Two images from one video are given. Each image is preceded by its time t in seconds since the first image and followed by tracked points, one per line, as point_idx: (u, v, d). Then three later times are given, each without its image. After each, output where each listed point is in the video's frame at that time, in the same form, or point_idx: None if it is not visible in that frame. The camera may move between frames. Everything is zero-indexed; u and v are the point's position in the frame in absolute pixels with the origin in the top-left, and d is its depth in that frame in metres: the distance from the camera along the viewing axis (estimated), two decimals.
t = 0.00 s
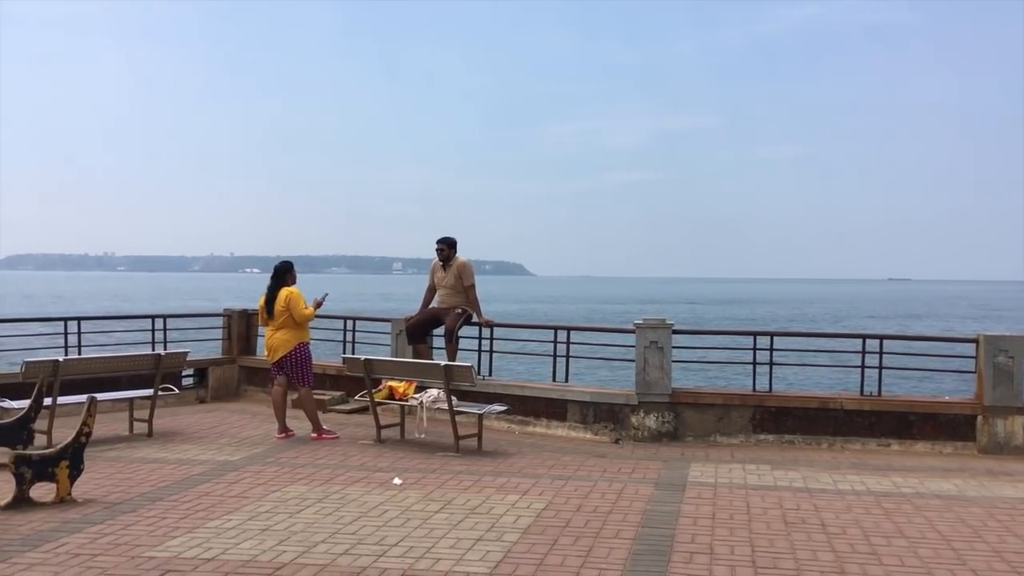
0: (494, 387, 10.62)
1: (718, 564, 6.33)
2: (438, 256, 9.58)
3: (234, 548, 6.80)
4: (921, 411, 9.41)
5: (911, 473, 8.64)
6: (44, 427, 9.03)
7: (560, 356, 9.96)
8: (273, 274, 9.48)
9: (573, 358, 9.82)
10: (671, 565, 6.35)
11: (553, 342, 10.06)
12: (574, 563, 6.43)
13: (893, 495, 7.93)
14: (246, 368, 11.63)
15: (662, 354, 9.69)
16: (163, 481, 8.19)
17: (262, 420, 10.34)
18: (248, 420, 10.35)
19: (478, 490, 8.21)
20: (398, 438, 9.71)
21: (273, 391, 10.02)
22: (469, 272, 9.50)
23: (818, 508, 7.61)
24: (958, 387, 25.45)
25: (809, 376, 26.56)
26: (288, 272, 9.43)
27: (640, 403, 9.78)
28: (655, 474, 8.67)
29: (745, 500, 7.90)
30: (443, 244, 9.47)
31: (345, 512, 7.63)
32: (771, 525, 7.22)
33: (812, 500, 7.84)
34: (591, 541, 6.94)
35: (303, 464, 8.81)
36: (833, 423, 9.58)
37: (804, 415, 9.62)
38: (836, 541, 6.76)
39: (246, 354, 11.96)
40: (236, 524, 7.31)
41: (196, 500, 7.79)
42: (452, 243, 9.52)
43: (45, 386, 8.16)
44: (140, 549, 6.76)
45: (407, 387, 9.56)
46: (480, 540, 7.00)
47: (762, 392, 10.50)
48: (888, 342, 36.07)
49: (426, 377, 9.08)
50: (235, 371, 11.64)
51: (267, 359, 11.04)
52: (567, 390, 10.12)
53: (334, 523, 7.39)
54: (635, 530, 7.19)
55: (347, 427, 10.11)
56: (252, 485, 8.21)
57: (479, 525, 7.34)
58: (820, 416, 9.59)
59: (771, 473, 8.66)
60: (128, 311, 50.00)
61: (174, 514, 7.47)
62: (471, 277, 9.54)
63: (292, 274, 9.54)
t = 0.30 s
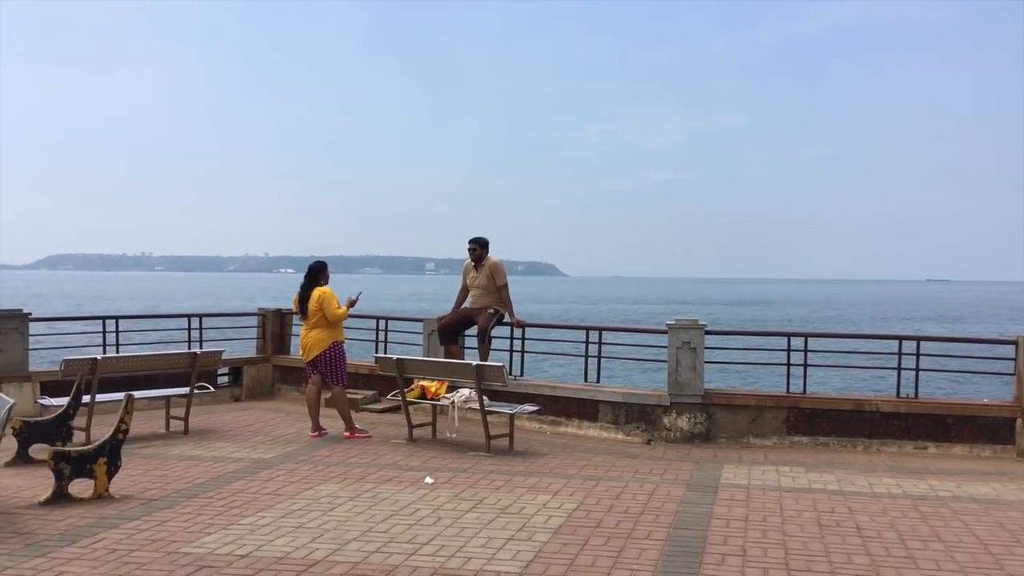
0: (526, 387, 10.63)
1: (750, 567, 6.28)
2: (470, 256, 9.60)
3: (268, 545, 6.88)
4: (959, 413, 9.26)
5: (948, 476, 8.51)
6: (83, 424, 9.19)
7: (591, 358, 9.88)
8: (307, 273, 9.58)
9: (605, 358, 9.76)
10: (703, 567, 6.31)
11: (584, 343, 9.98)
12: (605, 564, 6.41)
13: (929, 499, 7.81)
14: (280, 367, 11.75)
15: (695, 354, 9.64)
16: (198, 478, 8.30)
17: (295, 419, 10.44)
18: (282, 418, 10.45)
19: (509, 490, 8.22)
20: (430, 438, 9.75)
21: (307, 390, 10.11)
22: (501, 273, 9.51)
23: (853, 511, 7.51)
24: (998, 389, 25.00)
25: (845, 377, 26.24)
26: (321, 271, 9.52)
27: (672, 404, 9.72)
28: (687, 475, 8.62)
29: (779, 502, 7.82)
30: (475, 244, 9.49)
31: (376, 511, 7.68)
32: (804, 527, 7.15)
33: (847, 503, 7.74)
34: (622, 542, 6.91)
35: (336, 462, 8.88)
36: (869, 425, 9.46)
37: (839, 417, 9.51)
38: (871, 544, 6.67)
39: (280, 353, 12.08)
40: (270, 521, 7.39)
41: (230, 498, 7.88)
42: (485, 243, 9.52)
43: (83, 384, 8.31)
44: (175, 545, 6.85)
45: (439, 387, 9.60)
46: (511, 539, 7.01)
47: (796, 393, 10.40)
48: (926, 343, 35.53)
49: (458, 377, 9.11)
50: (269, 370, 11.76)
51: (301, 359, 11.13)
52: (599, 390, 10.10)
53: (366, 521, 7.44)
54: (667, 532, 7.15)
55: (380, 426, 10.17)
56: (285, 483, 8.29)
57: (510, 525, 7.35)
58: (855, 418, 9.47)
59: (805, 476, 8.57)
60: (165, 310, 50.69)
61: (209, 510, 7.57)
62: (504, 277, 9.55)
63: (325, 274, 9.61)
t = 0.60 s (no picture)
0: (563, 389, 10.61)
1: (791, 571, 6.22)
2: (507, 259, 9.62)
3: (309, 546, 6.94)
4: (1004, 417, 9.08)
5: (994, 481, 8.35)
6: (127, 425, 9.34)
7: (628, 360, 9.86)
8: (346, 276, 9.65)
9: (642, 361, 9.72)
10: (743, 571, 6.26)
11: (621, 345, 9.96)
12: (644, 567, 6.39)
13: (975, 504, 7.67)
14: (318, 369, 11.85)
15: (733, 356, 9.56)
16: (239, 479, 8.40)
17: (334, 421, 10.52)
18: (321, 420, 10.54)
19: (547, 492, 8.21)
20: (467, 440, 9.78)
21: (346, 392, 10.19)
22: (537, 276, 9.51)
23: (896, 516, 7.41)
24: None
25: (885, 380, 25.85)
26: (361, 274, 9.59)
27: (710, 407, 9.65)
28: (726, 479, 8.55)
29: (820, 506, 7.74)
30: (512, 247, 9.50)
31: (415, 512, 7.72)
32: (846, 532, 7.07)
33: (889, 508, 7.63)
34: (661, 545, 6.88)
35: (374, 464, 8.94)
36: (912, 429, 9.31)
37: (881, 420, 9.38)
38: (915, 550, 6.58)
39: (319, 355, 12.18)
40: (310, 522, 7.46)
41: (271, 499, 7.97)
42: (521, 246, 9.53)
43: (127, 386, 8.45)
44: (217, 545, 6.94)
45: (476, 389, 9.63)
46: (549, 542, 7.01)
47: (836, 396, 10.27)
48: (969, 346, 34.89)
49: (495, 379, 9.12)
50: (308, 372, 11.86)
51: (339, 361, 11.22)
52: (636, 392, 10.06)
53: (404, 523, 7.48)
54: (707, 535, 7.10)
55: (417, 428, 10.22)
56: (325, 484, 8.36)
57: (548, 528, 7.35)
58: (897, 422, 9.34)
59: (847, 480, 8.47)
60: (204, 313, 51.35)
61: (250, 511, 7.66)
62: (540, 280, 9.55)
63: (364, 276, 9.69)
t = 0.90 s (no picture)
0: (615, 390, 10.56)
1: None
2: (559, 259, 9.60)
3: (365, 546, 6.99)
4: None
5: None
6: (186, 426, 9.51)
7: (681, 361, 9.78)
8: (398, 278, 9.72)
9: (695, 361, 9.64)
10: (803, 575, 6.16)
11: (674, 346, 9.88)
12: (702, 571, 6.32)
13: None
14: (371, 371, 11.94)
15: (788, 357, 9.43)
16: (296, 479, 8.50)
17: (387, 421, 10.60)
18: (374, 421, 10.63)
19: (601, 494, 8.17)
20: (520, 441, 9.78)
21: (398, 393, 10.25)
22: (589, 276, 9.48)
23: (960, 520, 7.24)
24: None
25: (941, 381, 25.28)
26: (413, 276, 9.66)
27: (765, 408, 9.53)
28: (783, 481, 8.43)
29: (880, 510, 7.59)
30: (564, 248, 9.48)
31: (469, 513, 7.74)
32: (908, 536, 6.92)
33: (953, 511, 7.46)
34: (718, 548, 6.81)
35: (428, 465, 8.98)
36: (975, 431, 9.09)
37: (943, 422, 9.18)
38: (981, 555, 6.42)
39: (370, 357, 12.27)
40: (366, 522, 7.51)
41: (327, 499, 8.04)
42: (573, 247, 9.50)
43: (187, 387, 8.60)
44: (276, 544, 7.03)
45: (528, 390, 9.62)
46: (605, 544, 6.97)
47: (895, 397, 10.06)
48: None
49: (547, 380, 9.11)
50: (360, 373, 11.97)
51: (391, 363, 11.30)
52: (689, 394, 9.97)
53: (459, 524, 7.50)
54: (764, 539, 7.01)
55: (469, 429, 10.24)
56: (380, 485, 8.42)
57: (603, 529, 7.31)
58: (959, 424, 9.12)
59: (908, 483, 8.29)
60: (257, 315, 52.19)
61: (307, 511, 7.74)
62: (591, 280, 9.51)
63: (416, 278, 9.75)
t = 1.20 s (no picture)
0: (677, 389, 10.48)
1: None
2: (621, 257, 9.56)
3: (431, 542, 7.04)
4: None
5: None
6: (254, 422, 9.69)
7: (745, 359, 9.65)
8: (460, 276, 9.76)
9: (759, 359, 9.51)
10: None
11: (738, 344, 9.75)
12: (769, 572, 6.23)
13: None
14: (432, 368, 12.03)
15: (857, 356, 9.24)
16: (361, 475, 8.60)
17: (449, 419, 10.66)
18: (436, 418, 10.70)
19: (665, 493, 8.11)
20: (582, 439, 9.76)
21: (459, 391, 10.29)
22: (651, 274, 9.40)
23: None
24: None
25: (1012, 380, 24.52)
26: (474, 274, 9.69)
27: (833, 407, 9.36)
28: (852, 482, 8.27)
29: (954, 512, 7.39)
30: (626, 245, 9.44)
31: (533, 511, 7.74)
32: (985, 539, 6.73)
33: None
34: (786, 549, 6.70)
35: (490, 462, 9.01)
36: None
37: (1019, 422, 8.90)
38: None
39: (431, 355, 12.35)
40: (431, 519, 7.56)
41: (392, 495, 8.12)
42: (636, 244, 9.45)
43: (254, 384, 8.76)
44: (344, 539, 7.12)
45: (589, 388, 9.60)
46: (670, 543, 6.91)
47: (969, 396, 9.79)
48: None
49: (609, 378, 9.06)
50: (422, 371, 12.06)
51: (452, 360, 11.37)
52: (754, 393, 9.84)
53: (523, 521, 7.51)
54: (834, 540, 6.88)
55: (531, 427, 10.25)
56: (443, 481, 8.47)
57: (668, 529, 7.25)
58: None
59: (983, 485, 8.07)
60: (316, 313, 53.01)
61: (373, 507, 7.82)
62: (653, 278, 9.43)
63: (477, 276, 9.78)
